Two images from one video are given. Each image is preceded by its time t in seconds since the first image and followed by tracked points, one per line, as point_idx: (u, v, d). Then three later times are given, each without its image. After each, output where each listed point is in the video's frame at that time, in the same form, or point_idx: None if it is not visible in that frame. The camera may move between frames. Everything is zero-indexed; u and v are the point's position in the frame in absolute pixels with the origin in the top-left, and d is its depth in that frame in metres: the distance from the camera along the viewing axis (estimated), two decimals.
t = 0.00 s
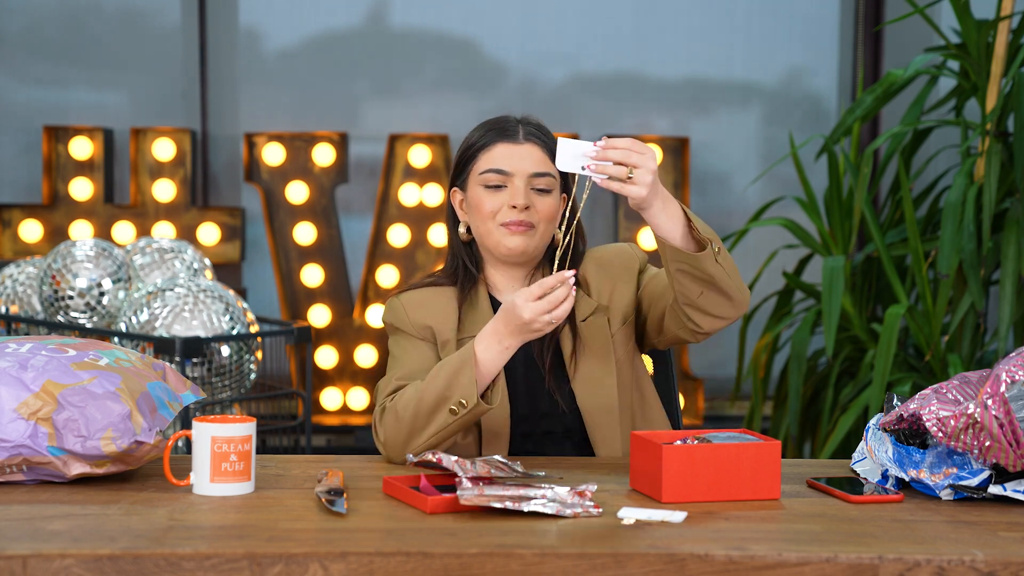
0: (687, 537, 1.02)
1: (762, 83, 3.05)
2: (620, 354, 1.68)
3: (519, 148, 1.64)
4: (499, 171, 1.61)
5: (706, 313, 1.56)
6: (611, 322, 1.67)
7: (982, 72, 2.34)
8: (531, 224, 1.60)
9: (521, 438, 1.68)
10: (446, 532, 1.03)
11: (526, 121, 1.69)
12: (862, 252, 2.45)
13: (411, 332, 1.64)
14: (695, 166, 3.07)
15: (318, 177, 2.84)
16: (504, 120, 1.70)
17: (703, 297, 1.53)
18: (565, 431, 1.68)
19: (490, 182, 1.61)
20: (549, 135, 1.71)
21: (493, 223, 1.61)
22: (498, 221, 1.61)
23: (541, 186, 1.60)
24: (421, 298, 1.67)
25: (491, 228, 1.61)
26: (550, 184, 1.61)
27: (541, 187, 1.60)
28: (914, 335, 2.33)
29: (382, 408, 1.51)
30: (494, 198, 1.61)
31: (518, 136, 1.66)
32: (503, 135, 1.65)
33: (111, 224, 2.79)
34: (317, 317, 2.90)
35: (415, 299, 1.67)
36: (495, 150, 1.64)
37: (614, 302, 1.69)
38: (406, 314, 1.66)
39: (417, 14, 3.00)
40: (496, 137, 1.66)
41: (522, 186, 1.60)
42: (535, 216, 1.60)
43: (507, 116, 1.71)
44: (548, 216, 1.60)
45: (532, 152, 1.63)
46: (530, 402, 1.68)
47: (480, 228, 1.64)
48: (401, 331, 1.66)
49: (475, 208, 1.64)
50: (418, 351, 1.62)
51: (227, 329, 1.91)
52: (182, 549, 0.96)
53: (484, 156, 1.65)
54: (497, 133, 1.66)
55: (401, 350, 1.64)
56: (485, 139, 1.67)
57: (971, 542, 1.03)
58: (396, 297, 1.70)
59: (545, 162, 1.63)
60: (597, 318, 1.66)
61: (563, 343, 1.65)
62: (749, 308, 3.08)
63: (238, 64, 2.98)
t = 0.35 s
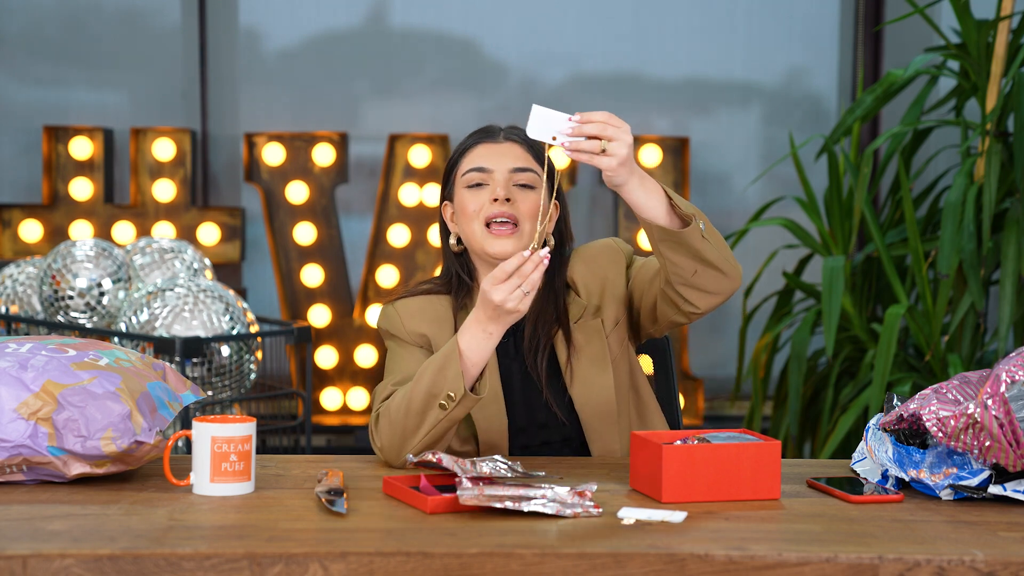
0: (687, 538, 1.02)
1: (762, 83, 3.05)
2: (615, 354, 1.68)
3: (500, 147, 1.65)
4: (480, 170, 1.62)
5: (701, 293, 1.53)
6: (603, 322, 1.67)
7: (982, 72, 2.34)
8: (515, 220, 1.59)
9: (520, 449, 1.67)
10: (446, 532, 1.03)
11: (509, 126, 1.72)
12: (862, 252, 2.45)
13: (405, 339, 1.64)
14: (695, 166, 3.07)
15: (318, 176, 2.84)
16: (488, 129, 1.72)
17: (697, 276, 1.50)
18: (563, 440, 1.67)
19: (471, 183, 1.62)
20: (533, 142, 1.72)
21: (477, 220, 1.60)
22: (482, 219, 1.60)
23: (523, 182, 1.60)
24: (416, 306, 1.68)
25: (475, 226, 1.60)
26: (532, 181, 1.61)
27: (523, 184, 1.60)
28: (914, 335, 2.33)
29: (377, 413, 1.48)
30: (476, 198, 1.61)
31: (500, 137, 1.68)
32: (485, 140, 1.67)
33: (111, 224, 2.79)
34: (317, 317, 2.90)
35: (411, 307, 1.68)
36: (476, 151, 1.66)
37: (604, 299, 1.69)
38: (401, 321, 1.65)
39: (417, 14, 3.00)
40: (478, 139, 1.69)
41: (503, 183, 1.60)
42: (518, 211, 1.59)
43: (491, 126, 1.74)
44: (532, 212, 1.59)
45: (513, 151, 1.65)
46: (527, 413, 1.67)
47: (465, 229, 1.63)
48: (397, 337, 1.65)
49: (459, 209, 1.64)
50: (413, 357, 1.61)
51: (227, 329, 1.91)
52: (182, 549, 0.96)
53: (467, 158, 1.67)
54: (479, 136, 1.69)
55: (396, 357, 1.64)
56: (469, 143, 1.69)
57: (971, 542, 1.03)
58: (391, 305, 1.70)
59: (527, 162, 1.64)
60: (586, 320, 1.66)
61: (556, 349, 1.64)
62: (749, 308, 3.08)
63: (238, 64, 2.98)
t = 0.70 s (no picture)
0: (687, 538, 1.02)
1: (762, 83, 3.05)
2: (605, 355, 1.67)
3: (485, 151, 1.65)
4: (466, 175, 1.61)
5: (685, 279, 1.51)
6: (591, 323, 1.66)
7: (982, 72, 2.34)
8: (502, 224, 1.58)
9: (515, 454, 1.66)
10: (446, 532, 1.03)
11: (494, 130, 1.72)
12: (862, 252, 2.45)
13: (398, 343, 1.65)
14: (695, 166, 3.07)
15: (318, 177, 2.84)
16: (473, 133, 1.71)
17: (681, 262, 1.49)
18: (558, 445, 1.66)
19: (457, 189, 1.61)
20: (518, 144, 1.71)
21: (465, 226, 1.60)
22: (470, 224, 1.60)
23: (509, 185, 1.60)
24: (408, 310, 1.68)
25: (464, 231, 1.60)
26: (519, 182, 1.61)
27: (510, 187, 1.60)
28: (914, 335, 2.33)
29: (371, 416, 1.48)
30: (463, 203, 1.60)
31: (485, 140, 1.68)
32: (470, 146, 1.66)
33: (111, 224, 2.79)
34: (317, 317, 2.90)
35: (403, 311, 1.68)
36: (462, 156, 1.65)
37: (592, 297, 1.69)
38: (394, 325, 1.66)
39: (417, 14, 3.00)
40: (464, 144, 1.68)
41: (489, 186, 1.60)
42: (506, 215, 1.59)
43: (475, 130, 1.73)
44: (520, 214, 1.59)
45: (499, 154, 1.65)
46: (520, 418, 1.66)
47: (454, 235, 1.62)
48: (389, 341, 1.66)
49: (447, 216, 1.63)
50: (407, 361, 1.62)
51: (227, 329, 1.91)
52: (182, 549, 0.96)
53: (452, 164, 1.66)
54: (465, 141, 1.69)
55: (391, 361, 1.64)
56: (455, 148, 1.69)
57: (971, 542, 1.03)
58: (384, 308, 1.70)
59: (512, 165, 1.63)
60: (574, 322, 1.65)
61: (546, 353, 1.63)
62: (749, 308, 3.08)
63: (238, 63, 2.98)
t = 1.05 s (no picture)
0: (687, 538, 1.02)
1: (762, 83, 3.05)
2: (604, 354, 1.67)
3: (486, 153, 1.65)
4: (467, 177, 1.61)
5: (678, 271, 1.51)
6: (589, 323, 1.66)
7: (982, 72, 2.34)
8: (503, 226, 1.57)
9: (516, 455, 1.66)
10: (446, 532, 1.03)
11: (495, 132, 1.72)
12: (862, 252, 2.45)
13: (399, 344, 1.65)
14: (695, 166, 3.07)
15: (318, 177, 2.84)
16: (474, 134, 1.70)
17: (676, 253, 1.48)
18: (558, 444, 1.66)
19: (459, 190, 1.60)
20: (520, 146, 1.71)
21: (467, 228, 1.59)
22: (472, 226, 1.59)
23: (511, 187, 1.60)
24: (408, 311, 1.68)
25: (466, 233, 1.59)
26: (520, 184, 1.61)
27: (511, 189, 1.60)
28: (914, 335, 2.33)
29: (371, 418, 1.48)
30: (464, 206, 1.59)
31: (486, 142, 1.67)
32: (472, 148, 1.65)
33: (111, 224, 2.79)
34: (317, 317, 2.90)
35: (403, 312, 1.68)
36: (462, 157, 1.65)
37: (591, 295, 1.69)
38: (394, 325, 1.67)
39: (417, 14, 3.00)
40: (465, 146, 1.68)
41: (491, 189, 1.59)
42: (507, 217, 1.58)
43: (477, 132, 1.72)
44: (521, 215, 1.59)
45: (500, 156, 1.64)
46: (520, 418, 1.66)
47: (456, 237, 1.62)
48: (390, 341, 1.67)
49: (448, 218, 1.63)
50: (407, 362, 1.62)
51: (227, 329, 1.91)
52: (182, 549, 0.96)
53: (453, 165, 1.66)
54: (466, 143, 1.68)
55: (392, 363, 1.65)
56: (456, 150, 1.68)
57: (971, 542, 1.03)
58: (386, 309, 1.71)
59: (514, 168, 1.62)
60: (572, 323, 1.65)
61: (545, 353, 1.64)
62: (749, 308, 3.08)
63: (238, 64, 2.98)
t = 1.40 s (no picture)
0: (687, 538, 1.02)
1: (762, 83, 3.05)
2: (604, 358, 1.66)
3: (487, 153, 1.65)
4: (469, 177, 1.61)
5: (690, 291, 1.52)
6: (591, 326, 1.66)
7: (982, 72, 2.34)
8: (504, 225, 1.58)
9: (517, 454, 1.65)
10: (446, 532, 1.03)
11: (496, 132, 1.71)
12: (862, 252, 2.45)
13: (399, 345, 1.66)
14: (695, 166, 3.07)
15: (318, 176, 2.84)
16: (475, 134, 1.70)
17: (687, 277, 1.48)
18: (559, 444, 1.65)
19: (460, 191, 1.61)
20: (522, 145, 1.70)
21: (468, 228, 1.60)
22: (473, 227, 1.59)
23: (512, 188, 1.60)
24: (408, 312, 1.68)
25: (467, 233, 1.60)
26: (521, 185, 1.61)
27: (512, 189, 1.60)
28: (914, 335, 2.33)
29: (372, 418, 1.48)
30: (466, 206, 1.60)
31: (487, 142, 1.67)
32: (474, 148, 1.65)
33: (111, 224, 2.79)
34: (317, 317, 2.90)
35: (403, 313, 1.68)
36: (464, 158, 1.65)
37: (592, 298, 1.69)
38: (394, 326, 1.67)
39: (417, 14, 3.00)
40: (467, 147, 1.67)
41: (492, 189, 1.60)
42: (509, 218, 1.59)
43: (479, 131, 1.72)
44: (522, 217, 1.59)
45: (501, 156, 1.64)
46: (520, 417, 1.65)
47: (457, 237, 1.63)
48: (390, 343, 1.67)
49: (450, 218, 1.63)
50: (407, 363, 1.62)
51: (227, 329, 1.91)
52: (182, 549, 0.96)
53: (455, 165, 1.66)
54: (467, 143, 1.68)
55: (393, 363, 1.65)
56: (457, 150, 1.68)
57: (971, 542, 1.03)
58: (386, 310, 1.71)
59: (515, 169, 1.63)
60: (574, 324, 1.65)
61: (546, 351, 1.63)
62: (749, 308, 3.08)
63: (238, 63, 2.98)
